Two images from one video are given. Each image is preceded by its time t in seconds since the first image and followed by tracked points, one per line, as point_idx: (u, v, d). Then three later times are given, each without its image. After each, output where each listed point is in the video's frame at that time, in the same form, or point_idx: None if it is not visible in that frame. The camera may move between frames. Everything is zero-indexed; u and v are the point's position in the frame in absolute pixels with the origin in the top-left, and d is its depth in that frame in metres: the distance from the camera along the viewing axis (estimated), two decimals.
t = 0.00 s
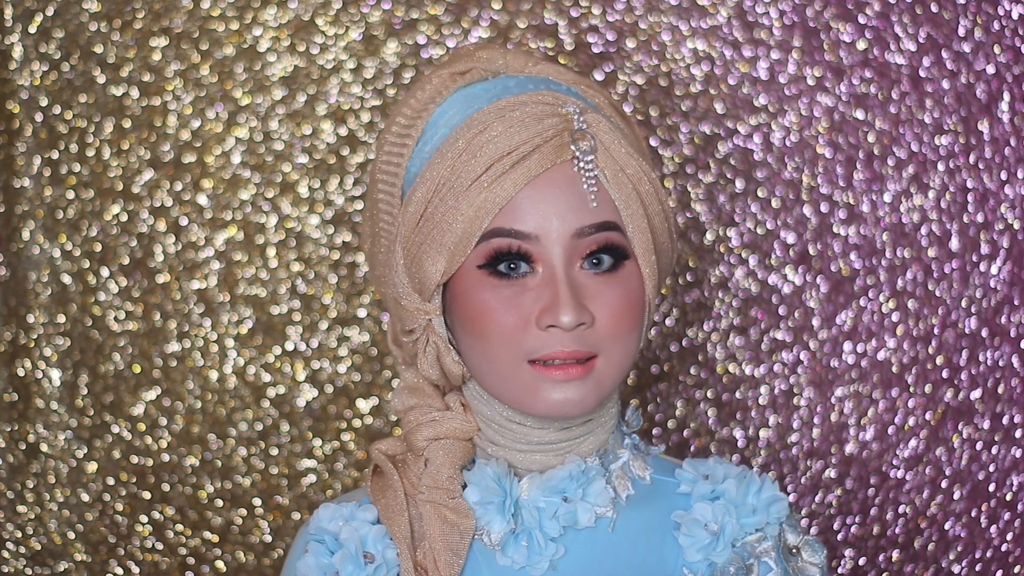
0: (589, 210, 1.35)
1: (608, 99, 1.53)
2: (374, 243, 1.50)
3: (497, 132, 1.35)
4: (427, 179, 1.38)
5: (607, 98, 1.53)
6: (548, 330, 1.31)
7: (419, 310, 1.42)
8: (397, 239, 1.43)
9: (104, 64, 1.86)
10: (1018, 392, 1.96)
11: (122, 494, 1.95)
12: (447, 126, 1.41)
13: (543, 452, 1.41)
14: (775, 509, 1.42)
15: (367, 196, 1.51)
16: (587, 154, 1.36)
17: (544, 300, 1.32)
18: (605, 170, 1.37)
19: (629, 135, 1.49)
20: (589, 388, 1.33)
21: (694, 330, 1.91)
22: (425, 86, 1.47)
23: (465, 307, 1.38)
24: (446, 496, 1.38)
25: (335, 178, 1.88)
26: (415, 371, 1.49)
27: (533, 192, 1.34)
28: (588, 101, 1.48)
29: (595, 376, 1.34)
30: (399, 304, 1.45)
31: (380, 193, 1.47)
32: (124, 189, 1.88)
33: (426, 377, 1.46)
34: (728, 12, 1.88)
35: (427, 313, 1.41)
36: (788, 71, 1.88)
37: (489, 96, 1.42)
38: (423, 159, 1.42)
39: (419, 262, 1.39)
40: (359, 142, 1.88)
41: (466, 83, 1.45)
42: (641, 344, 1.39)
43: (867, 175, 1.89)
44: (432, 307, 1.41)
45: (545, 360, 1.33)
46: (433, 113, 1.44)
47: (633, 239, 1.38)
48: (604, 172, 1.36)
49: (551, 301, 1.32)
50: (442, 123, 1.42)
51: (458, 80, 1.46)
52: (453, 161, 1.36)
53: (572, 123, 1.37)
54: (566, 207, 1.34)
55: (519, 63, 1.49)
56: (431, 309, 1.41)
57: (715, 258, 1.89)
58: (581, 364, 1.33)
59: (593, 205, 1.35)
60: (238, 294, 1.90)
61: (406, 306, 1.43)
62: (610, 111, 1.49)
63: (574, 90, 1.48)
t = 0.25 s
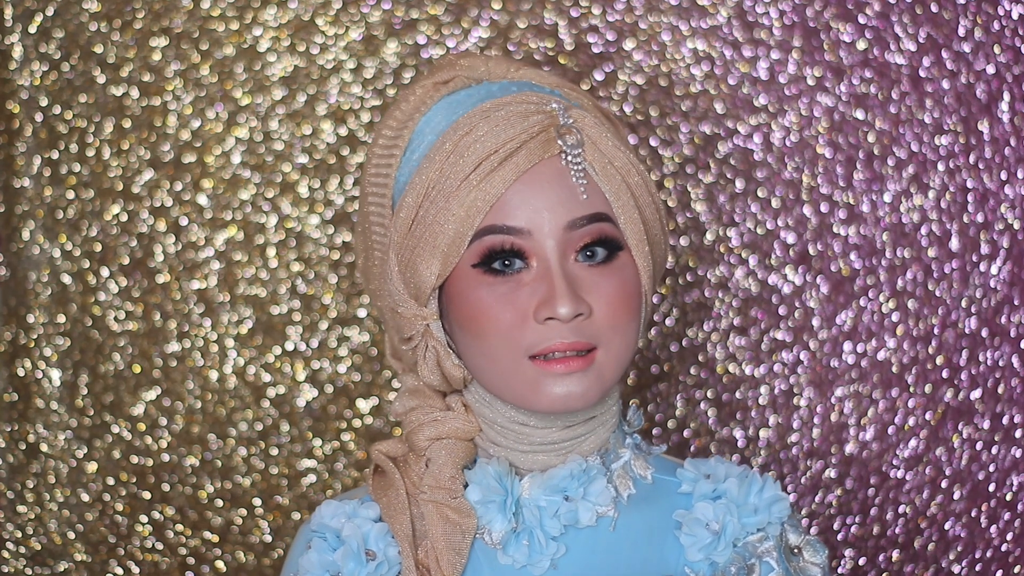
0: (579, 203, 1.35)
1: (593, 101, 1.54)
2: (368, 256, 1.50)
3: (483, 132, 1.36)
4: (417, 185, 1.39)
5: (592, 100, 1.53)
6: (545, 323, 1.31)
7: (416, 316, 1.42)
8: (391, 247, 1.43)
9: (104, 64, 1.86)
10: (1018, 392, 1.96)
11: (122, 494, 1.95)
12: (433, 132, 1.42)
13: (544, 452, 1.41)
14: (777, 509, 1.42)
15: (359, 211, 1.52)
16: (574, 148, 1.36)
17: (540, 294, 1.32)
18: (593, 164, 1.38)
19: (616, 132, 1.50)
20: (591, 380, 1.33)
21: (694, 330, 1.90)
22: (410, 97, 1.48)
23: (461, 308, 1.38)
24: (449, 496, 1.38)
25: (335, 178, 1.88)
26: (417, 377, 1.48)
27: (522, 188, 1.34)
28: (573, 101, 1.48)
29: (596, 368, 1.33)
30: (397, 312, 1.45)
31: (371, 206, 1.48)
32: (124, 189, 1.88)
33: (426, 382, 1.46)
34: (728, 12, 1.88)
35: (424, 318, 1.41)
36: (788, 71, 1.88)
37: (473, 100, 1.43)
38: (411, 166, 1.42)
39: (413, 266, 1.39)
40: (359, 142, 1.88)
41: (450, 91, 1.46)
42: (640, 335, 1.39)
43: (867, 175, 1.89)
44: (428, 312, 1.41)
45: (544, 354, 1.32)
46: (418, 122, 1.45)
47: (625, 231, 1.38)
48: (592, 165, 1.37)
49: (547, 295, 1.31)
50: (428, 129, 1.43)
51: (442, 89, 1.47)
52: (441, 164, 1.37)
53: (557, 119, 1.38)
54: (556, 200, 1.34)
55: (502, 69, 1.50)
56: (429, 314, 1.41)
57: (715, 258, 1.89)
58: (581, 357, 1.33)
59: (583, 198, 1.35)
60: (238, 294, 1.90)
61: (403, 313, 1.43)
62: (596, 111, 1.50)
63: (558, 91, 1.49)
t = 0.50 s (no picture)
0: (569, 204, 1.34)
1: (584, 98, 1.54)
2: (362, 259, 1.51)
3: (472, 134, 1.36)
4: (407, 188, 1.39)
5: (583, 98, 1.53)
6: (537, 326, 1.31)
7: (408, 319, 1.42)
8: (383, 250, 1.43)
9: (104, 64, 1.86)
10: (1018, 392, 1.96)
11: (122, 494, 1.95)
12: (423, 134, 1.42)
13: (539, 451, 1.41)
14: (773, 505, 1.42)
15: (352, 214, 1.52)
16: (564, 149, 1.36)
17: (531, 297, 1.31)
18: (583, 165, 1.37)
19: (607, 131, 1.49)
20: (583, 382, 1.33)
21: (694, 330, 1.90)
22: (400, 100, 1.48)
23: (453, 311, 1.38)
24: (445, 494, 1.39)
25: (335, 178, 1.88)
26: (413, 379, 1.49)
27: (512, 190, 1.34)
28: (564, 100, 1.48)
29: (588, 370, 1.33)
30: (390, 314, 1.45)
31: (364, 209, 1.48)
32: (124, 189, 1.88)
33: (421, 384, 1.46)
34: (728, 12, 1.88)
35: (417, 321, 1.41)
36: (788, 71, 1.88)
37: (463, 102, 1.42)
38: (402, 169, 1.42)
39: (405, 270, 1.39)
40: (359, 142, 1.88)
41: (440, 92, 1.46)
42: (632, 335, 1.39)
43: (867, 175, 1.89)
44: (420, 315, 1.41)
45: (536, 357, 1.32)
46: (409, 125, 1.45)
47: (616, 231, 1.38)
48: (582, 166, 1.37)
49: (538, 297, 1.31)
50: (418, 132, 1.43)
51: (432, 91, 1.46)
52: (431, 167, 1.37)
53: (547, 120, 1.37)
54: (546, 202, 1.33)
55: (492, 69, 1.50)
56: (421, 316, 1.41)
57: (715, 258, 1.89)
58: (573, 359, 1.33)
59: (572, 199, 1.35)
60: (238, 294, 1.90)
61: (396, 316, 1.44)
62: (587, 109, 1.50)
63: (549, 91, 1.48)
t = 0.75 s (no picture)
0: (558, 207, 1.34)
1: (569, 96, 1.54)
2: (351, 262, 1.51)
3: (460, 137, 1.36)
4: (396, 193, 1.39)
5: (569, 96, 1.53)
6: (529, 330, 1.31)
7: (400, 324, 1.43)
8: (373, 254, 1.43)
9: (104, 64, 1.86)
10: (1018, 392, 1.96)
11: (122, 494, 1.95)
12: (410, 138, 1.41)
13: (533, 451, 1.41)
14: (769, 502, 1.42)
15: (340, 216, 1.52)
16: (552, 151, 1.35)
17: (523, 301, 1.31)
18: (571, 166, 1.37)
19: (594, 129, 1.49)
20: (576, 384, 1.33)
21: (694, 330, 1.90)
22: (386, 102, 1.48)
23: (444, 315, 1.37)
24: (440, 496, 1.39)
25: (335, 178, 1.88)
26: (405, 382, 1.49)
27: (502, 194, 1.33)
28: (549, 100, 1.48)
29: (581, 372, 1.34)
30: (381, 319, 1.46)
31: (351, 213, 1.48)
32: (124, 189, 1.88)
33: (414, 387, 1.47)
34: (728, 12, 1.88)
35: (409, 326, 1.42)
36: (788, 71, 1.88)
37: (449, 104, 1.42)
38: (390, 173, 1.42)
39: (396, 275, 1.39)
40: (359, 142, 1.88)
41: (425, 94, 1.46)
42: (624, 335, 1.39)
43: (867, 175, 1.89)
44: (412, 320, 1.42)
45: (529, 361, 1.33)
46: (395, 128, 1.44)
47: (606, 232, 1.38)
48: (571, 167, 1.37)
49: (530, 301, 1.31)
50: (405, 135, 1.42)
51: (417, 93, 1.46)
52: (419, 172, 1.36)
53: (534, 122, 1.37)
54: (535, 205, 1.33)
55: (477, 70, 1.49)
56: (413, 321, 1.41)
57: (715, 259, 1.89)
58: (566, 362, 1.33)
59: (562, 201, 1.34)
60: (238, 294, 1.90)
61: (387, 321, 1.44)
62: (572, 107, 1.49)
63: (534, 90, 1.48)
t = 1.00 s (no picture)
0: (558, 212, 1.34)
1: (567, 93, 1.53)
2: (347, 258, 1.51)
3: (461, 141, 1.35)
4: (395, 194, 1.38)
5: (567, 93, 1.52)
6: (528, 337, 1.31)
7: (397, 324, 1.42)
8: (370, 253, 1.43)
9: (104, 64, 1.86)
10: (1018, 392, 1.96)
11: (122, 494, 1.95)
12: (410, 137, 1.41)
13: (529, 451, 1.41)
14: (764, 501, 1.41)
15: (336, 211, 1.52)
16: (553, 156, 1.35)
17: (522, 307, 1.31)
18: (572, 170, 1.37)
19: (592, 129, 1.48)
20: (574, 390, 1.34)
21: (694, 330, 1.90)
22: (385, 98, 1.47)
23: (443, 318, 1.37)
24: (435, 497, 1.39)
25: (334, 178, 1.88)
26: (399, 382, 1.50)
27: (502, 200, 1.33)
28: (547, 98, 1.48)
29: (579, 378, 1.34)
30: (378, 319, 1.46)
31: (348, 209, 1.48)
32: (124, 189, 1.88)
33: (409, 387, 1.47)
34: (728, 12, 1.88)
35: (406, 326, 1.41)
36: (788, 71, 1.88)
37: (448, 104, 1.42)
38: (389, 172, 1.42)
39: (394, 276, 1.40)
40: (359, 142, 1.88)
41: (425, 91, 1.45)
42: (621, 339, 1.39)
43: (867, 175, 1.89)
44: (410, 320, 1.41)
45: (528, 366, 1.33)
46: (394, 125, 1.44)
47: (605, 237, 1.38)
48: (571, 172, 1.36)
49: (529, 307, 1.31)
50: (404, 134, 1.42)
51: (417, 90, 1.45)
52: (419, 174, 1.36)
53: (535, 126, 1.36)
54: (536, 211, 1.33)
55: (475, 67, 1.49)
56: (409, 322, 1.41)
57: (715, 259, 1.89)
58: (564, 368, 1.33)
59: (562, 207, 1.34)
60: (238, 294, 1.90)
61: (384, 320, 1.44)
62: (571, 107, 1.49)
63: (532, 88, 1.48)
